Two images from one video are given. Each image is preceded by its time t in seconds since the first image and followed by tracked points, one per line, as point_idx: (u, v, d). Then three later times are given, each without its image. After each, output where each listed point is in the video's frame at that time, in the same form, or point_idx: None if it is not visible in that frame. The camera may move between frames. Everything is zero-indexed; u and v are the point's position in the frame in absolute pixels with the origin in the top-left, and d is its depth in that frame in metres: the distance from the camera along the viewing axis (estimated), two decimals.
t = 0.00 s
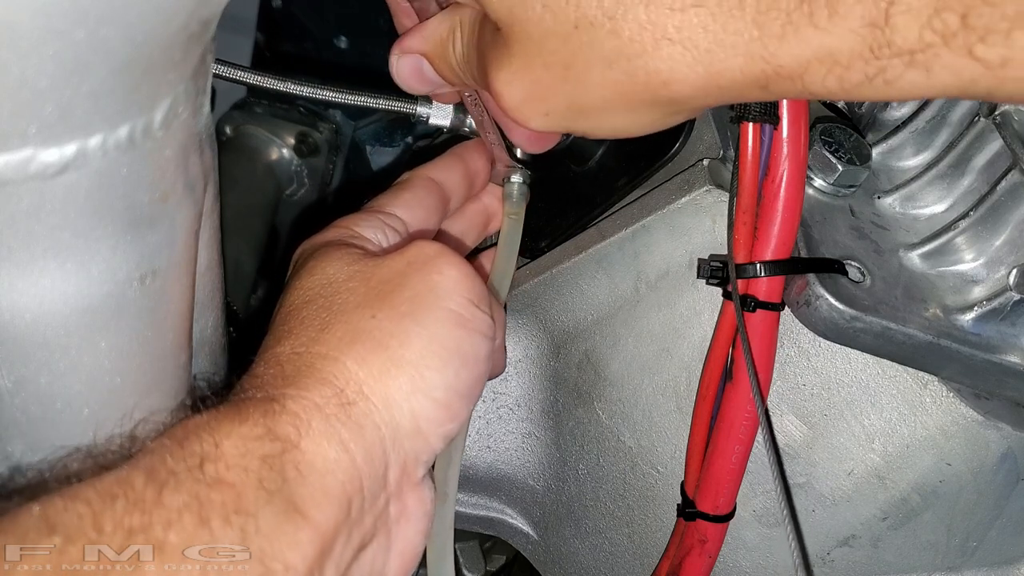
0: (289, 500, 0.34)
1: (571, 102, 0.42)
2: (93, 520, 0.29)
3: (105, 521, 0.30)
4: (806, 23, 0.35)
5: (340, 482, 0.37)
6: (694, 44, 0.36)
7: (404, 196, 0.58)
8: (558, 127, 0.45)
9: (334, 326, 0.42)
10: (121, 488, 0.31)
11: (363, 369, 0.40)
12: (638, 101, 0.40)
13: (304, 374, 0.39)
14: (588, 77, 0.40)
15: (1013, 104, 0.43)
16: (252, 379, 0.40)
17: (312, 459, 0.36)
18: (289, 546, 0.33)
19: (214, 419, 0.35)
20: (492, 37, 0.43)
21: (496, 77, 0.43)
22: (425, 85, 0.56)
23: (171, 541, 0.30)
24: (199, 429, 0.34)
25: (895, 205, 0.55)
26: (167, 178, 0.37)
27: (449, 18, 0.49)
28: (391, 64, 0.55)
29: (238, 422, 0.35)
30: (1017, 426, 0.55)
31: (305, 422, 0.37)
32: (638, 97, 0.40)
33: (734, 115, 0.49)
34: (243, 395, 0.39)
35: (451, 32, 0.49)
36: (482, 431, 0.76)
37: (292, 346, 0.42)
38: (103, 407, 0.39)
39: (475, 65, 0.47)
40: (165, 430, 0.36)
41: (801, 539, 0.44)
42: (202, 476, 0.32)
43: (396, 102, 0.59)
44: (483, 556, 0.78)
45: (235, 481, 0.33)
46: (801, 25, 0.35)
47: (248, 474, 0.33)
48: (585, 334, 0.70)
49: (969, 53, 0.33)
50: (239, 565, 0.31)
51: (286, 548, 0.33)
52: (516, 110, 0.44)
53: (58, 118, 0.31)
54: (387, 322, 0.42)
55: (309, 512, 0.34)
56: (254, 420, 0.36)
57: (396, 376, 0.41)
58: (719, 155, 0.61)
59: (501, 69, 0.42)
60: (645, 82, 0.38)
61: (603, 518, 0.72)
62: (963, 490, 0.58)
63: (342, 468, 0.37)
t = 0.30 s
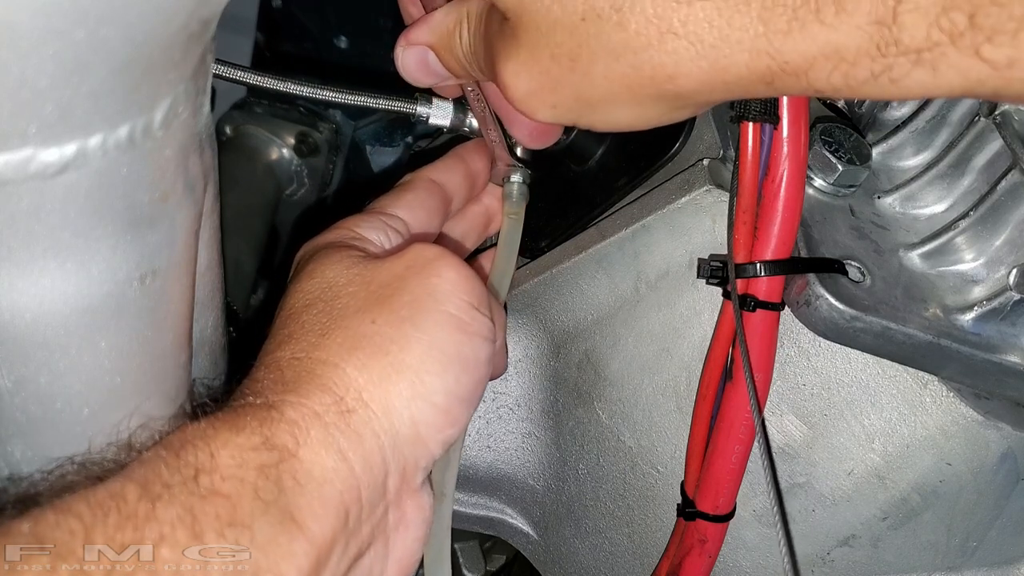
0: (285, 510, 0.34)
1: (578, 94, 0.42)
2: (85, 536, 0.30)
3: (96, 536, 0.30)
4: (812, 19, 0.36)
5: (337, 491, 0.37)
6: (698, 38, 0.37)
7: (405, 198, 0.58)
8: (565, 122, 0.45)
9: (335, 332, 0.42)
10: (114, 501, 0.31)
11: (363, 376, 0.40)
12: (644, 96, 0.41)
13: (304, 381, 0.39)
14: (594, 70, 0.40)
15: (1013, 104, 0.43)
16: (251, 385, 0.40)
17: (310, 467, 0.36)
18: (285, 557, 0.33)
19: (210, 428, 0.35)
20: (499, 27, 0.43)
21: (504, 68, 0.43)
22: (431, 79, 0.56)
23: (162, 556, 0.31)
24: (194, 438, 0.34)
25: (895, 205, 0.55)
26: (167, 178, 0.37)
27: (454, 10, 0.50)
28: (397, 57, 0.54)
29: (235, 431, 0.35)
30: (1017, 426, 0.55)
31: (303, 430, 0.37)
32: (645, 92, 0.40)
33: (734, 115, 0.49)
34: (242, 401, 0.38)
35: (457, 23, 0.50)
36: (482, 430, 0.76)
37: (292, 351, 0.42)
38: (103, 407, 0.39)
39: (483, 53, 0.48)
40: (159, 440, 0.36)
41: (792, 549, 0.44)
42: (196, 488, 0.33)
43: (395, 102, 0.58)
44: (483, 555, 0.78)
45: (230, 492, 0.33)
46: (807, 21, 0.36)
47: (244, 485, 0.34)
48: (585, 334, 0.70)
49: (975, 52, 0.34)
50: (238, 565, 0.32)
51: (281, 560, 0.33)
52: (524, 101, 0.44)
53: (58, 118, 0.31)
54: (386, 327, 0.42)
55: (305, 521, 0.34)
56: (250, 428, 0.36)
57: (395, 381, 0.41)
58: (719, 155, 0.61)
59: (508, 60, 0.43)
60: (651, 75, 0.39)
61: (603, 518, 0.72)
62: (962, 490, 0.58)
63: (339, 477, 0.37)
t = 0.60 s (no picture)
0: (284, 508, 0.34)
1: (583, 88, 0.42)
2: (84, 532, 0.29)
3: (95, 533, 0.30)
4: (815, 11, 0.36)
5: (336, 490, 0.37)
6: (702, 32, 0.37)
7: (405, 198, 0.58)
8: (570, 116, 0.45)
9: (333, 331, 0.42)
10: (113, 498, 0.31)
11: (361, 374, 0.40)
12: (648, 88, 0.41)
13: (302, 380, 0.39)
14: (598, 63, 0.40)
15: (1013, 104, 0.43)
16: (248, 385, 0.40)
17: (309, 465, 0.36)
18: (285, 555, 0.33)
19: (209, 426, 0.35)
20: (502, 22, 0.43)
21: (510, 63, 0.43)
22: (432, 79, 0.56)
23: (162, 552, 0.31)
24: (193, 436, 0.34)
25: (895, 205, 0.55)
26: (167, 179, 0.37)
27: (454, 9, 0.50)
28: (394, 59, 0.54)
29: (233, 429, 0.35)
30: (1016, 426, 0.55)
31: (301, 429, 0.37)
32: (648, 84, 0.40)
33: (734, 115, 0.49)
34: (241, 401, 0.38)
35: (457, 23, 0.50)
36: (482, 431, 0.76)
37: (289, 351, 0.42)
38: (103, 407, 0.39)
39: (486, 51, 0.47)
40: (158, 439, 0.36)
41: (794, 547, 0.44)
42: (196, 485, 0.33)
43: (395, 101, 0.58)
44: (483, 555, 0.78)
45: (229, 489, 0.33)
46: (810, 12, 0.36)
47: (242, 482, 0.34)
48: (585, 334, 0.70)
49: (981, 42, 0.34)
50: (238, 565, 0.32)
51: (281, 558, 0.33)
52: (531, 95, 0.44)
53: (58, 118, 0.31)
54: (384, 326, 0.42)
55: (304, 519, 0.34)
56: (249, 426, 0.36)
57: (394, 380, 0.41)
58: (720, 155, 0.61)
59: (514, 54, 0.43)
60: (654, 68, 0.39)
61: (603, 518, 0.72)
62: (962, 490, 0.58)
63: (338, 476, 0.37)
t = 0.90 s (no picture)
0: (283, 506, 0.34)
1: (580, 78, 0.42)
2: (82, 527, 0.29)
3: (93, 528, 0.30)
4: None
5: (336, 488, 0.37)
6: (701, 11, 0.37)
7: (405, 198, 0.58)
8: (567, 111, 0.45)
9: (331, 331, 0.42)
10: (112, 493, 0.31)
11: (359, 374, 0.40)
12: (647, 74, 0.41)
13: (300, 380, 0.39)
14: (596, 50, 0.40)
15: (1013, 103, 0.43)
16: (247, 385, 0.40)
17: (307, 464, 0.36)
18: (284, 552, 0.33)
19: (207, 423, 0.35)
20: (502, 11, 0.44)
21: (507, 53, 0.43)
22: (430, 84, 0.56)
23: (162, 547, 0.30)
24: (192, 433, 0.34)
25: (895, 205, 0.55)
26: (167, 178, 0.37)
27: (454, 13, 0.50)
28: (394, 62, 0.55)
29: (231, 427, 0.35)
30: (1017, 426, 0.55)
31: (300, 428, 0.37)
32: (647, 69, 0.40)
33: (734, 115, 0.49)
34: (239, 400, 0.38)
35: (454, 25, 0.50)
36: (482, 430, 0.76)
37: (287, 351, 0.42)
38: (102, 407, 0.39)
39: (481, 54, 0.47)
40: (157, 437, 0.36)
41: (800, 541, 0.44)
42: (194, 480, 0.33)
43: (395, 101, 0.58)
44: (483, 556, 0.79)
45: (228, 485, 0.33)
46: None
47: (241, 478, 0.34)
48: (585, 334, 0.70)
49: (984, 18, 0.33)
50: (237, 565, 0.31)
51: (280, 556, 0.33)
52: (529, 88, 0.44)
53: (58, 118, 0.31)
54: (382, 325, 0.42)
55: (303, 517, 0.34)
56: (248, 424, 0.36)
57: (393, 379, 0.41)
58: (720, 155, 0.60)
59: (512, 43, 0.43)
60: (653, 52, 0.39)
61: (603, 518, 0.72)
62: (963, 490, 0.58)
63: (338, 475, 0.37)
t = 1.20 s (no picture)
0: (282, 503, 0.34)
1: (576, 75, 0.42)
2: (82, 524, 0.29)
3: (94, 525, 0.30)
4: None
5: (336, 487, 0.37)
6: (696, 11, 0.37)
7: (407, 197, 0.58)
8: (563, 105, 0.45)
9: (332, 330, 0.42)
10: (111, 491, 0.31)
11: (359, 372, 0.40)
12: (642, 74, 0.40)
13: (300, 378, 0.39)
14: (592, 47, 0.40)
15: (1013, 104, 0.43)
16: (247, 384, 0.40)
17: (307, 462, 0.36)
18: (284, 551, 0.33)
19: (207, 420, 0.35)
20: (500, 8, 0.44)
21: (506, 47, 0.43)
22: (423, 85, 0.56)
23: (162, 544, 0.30)
24: (191, 430, 0.34)
25: (895, 205, 0.55)
26: (167, 179, 0.37)
27: (449, 13, 0.51)
28: (388, 61, 0.55)
29: (231, 424, 0.35)
30: (1017, 426, 0.55)
31: (300, 426, 0.37)
32: (642, 69, 0.40)
33: (734, 116, 0.49)
34: (240, 397, 0.38)
35: (450, 26, 0.50)
36: (482, 430, 0.76)
37: (288, 349, 0.41)
38: (102, 407, 0.39)
39: (478, 54, 0.48)
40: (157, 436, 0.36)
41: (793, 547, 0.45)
42: (194, 478, 0.33)
43: (395, 101, 0.58)
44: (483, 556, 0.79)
45: (228, 482, 0.33)
46: None
47: (241, 476, 0.34)
48: (585, 334, 0.70)
49: (983, 18, 0.33)
50: (238, 565, 0.31)
51: (280, 554, 0.33)
52: (527, 82, 0.44)
53: (58, 118, 0.31)
54: (383, 323, 0.42)
55: (303, 515, 0.34)
56: (247, 421, 0.36)
57: (394, 379, 0.41)
58: (719, 155, 0.61)
59: (510, 38, 0.43)
60: (647, 53, 0.39)
61: (603, 518, 0.71)
62: (963, 490, 0.58)
63: (337, 473, 0.37)
